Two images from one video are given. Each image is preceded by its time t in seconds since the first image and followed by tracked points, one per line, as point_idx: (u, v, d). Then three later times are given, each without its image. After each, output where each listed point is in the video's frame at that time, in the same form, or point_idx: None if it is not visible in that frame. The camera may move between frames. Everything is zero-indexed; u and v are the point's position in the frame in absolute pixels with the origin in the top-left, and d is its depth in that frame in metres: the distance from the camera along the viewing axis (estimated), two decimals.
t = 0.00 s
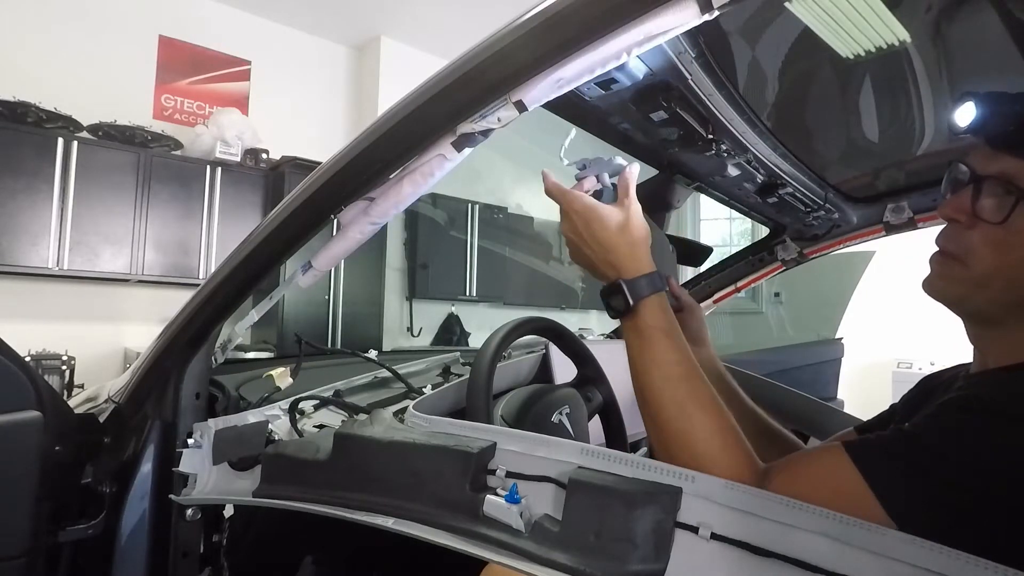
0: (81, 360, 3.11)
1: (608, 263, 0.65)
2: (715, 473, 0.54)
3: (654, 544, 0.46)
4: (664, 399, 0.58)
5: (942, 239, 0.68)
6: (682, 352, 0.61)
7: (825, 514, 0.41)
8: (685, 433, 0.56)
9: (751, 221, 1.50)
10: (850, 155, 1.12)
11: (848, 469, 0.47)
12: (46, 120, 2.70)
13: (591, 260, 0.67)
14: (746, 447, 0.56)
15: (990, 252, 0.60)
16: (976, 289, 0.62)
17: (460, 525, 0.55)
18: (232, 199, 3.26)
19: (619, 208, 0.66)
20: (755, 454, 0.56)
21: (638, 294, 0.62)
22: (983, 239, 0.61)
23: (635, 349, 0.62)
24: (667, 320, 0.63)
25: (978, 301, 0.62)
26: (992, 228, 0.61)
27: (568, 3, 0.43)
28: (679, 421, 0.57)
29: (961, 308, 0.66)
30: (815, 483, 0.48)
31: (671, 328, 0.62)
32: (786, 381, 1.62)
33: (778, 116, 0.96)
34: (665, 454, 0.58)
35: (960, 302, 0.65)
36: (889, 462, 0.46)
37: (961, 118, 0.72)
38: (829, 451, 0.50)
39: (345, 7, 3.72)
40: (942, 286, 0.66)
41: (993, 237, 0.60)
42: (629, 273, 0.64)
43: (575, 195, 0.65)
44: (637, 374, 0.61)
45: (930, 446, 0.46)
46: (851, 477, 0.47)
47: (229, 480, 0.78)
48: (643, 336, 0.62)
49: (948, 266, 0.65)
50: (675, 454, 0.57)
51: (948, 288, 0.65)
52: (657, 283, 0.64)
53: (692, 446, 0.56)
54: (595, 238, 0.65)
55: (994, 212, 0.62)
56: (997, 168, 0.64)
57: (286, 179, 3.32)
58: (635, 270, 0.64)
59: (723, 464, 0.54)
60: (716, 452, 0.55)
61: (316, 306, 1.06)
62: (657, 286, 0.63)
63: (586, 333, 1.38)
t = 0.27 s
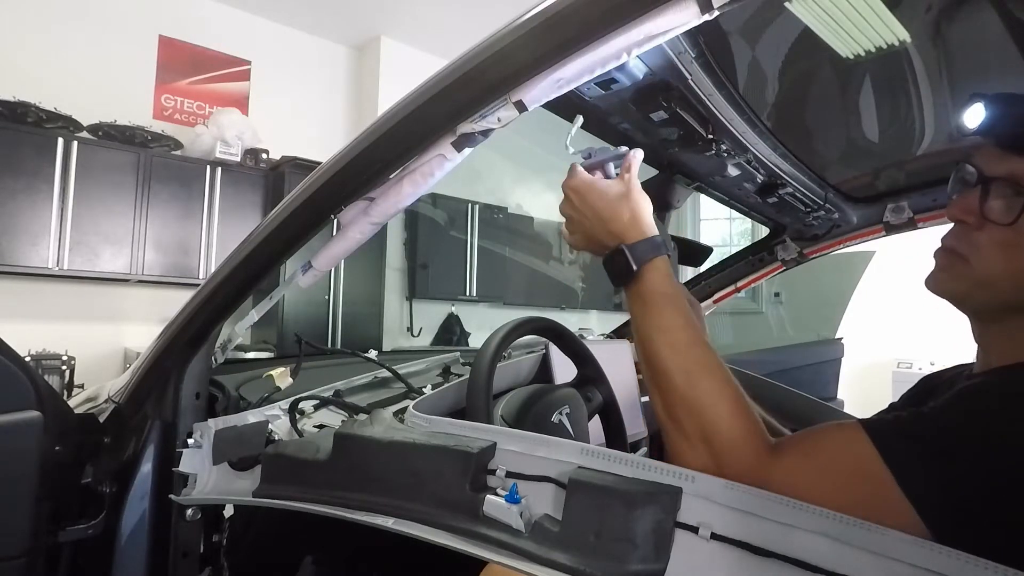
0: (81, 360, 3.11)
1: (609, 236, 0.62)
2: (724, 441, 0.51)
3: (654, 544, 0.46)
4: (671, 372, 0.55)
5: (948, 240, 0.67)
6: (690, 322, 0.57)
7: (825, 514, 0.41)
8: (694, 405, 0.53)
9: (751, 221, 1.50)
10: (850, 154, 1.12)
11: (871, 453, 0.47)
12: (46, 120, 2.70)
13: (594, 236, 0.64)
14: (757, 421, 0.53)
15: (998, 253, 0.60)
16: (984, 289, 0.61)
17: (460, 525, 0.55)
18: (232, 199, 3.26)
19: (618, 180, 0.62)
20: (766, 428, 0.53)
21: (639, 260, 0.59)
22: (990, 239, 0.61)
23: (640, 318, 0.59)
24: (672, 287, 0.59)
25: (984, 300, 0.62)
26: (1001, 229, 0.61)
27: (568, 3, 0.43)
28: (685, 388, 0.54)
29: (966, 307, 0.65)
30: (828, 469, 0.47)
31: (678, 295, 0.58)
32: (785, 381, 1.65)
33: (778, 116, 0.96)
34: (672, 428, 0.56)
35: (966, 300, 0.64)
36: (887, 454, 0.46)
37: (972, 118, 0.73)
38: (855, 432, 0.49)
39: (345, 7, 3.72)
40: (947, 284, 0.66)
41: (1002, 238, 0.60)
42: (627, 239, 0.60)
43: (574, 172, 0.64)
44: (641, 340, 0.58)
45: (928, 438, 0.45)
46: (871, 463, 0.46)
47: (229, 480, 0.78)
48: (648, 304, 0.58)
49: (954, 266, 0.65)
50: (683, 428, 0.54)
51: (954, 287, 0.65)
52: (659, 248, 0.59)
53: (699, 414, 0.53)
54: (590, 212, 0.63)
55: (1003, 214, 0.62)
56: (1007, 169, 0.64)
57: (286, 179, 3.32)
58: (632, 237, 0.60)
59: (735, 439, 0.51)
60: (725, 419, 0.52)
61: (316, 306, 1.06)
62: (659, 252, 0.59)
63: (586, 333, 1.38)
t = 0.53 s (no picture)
0: (81, 360, 3.11)
1: (604, 241, 0.61)
2: (726, 440, 0.51)
3: (654, 545, 0.46)
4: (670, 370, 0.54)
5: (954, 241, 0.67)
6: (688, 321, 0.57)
7: (826, 514, 0.41)
8: (695, 405, 0.53)
9: (751, 221, 1.50)
10: (850, 154, 1.12)
11: (879, 451, 0.46)
12: (46, 120, 2.70)
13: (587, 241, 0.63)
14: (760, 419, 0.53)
15: (1009, 254, 0.60)
16: (991, 291, 0.61)
17: (460, 525, 0.55)
18: (232, 199, 3.26)
19: (611, 182, 0.62)
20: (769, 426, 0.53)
21: (632, 261, 0.58)
22: (1000, 240, 0.61)
23: (637, 318, 0.58)
24: (666, 286, 0.59)
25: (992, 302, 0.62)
26: (1010, 230, 0.61)
27: (568, 3, 0.43)
28: (686, 387, 0.53)
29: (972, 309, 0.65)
30: (832, 465, 0.47)
31: (673, 294, 0.58)
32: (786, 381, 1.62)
33: (778, 116, 0.96)
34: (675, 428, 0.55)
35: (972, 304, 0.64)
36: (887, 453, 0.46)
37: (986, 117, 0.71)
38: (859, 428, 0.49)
39: (345, 7, 3.72)
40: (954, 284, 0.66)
41: (1012, 240, 0.60)
42: (620, 241, 0.60)
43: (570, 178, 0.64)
44: (639, 339, 0.58)
45: (928, 438, 0.46)
46: (877, 460, 0.46)
47: (229, 480, 0.78)
48: (645, 304, 0.58)
49: (962, 266, 0.65)
50: (686, 428, 0.54)
51: (961, 288, 0.65)
52: (653, 248, 0.59)
53: (700, 412, 0.52)
54: (582, 215, 0.62)
55: (1012, 214, 0.62)
56: (1010, 169, 0.63)
57: (286, 179, 3.32)
58: (625, 239, 0.60)
59: (738, 437, 0.51)
60: (727, 416, 0.52)
61: (316, 306, 1.06)
62: (652, 254, 0.59)
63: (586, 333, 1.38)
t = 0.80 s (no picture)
0: (81, 360, 3.11)
1: (604, 244, 0.61)
2: (726, 441, 0.51)
3: (654, 545, 0.46)
4: (670, 373, 0.54)
5: (952, 240, 0.67)
6: (688, 323, 0.57)
7: (825, 513, 0.41)
8: (696, 407, 0.52)
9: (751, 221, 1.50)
10: (850, 154, 1.12)
11: (877, 452, 0.46)
12: (46, 120, 2.70)
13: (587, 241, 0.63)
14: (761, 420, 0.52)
15: (1003, 254, 0.60)
16: (989, 290, 0.61)
17: (460, 525, 0.55)
18: (232, 199, 3.26)
19: (612, 184, 0.62)
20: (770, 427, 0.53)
21: (632, 263, 0.58)
22: (995, 240, 0.61)
23: (637, 320, 0.59)
24: (667, 288, 0.59)
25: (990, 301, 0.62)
26: (1005, 230, 0.61)
27: (568, 3, 0.43)
28: (686, 388, 0.53)
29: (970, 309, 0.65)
30: (832, 464, 0.47)
31: (672, 296, 0.58)
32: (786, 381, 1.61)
33: (778, 116, 0.96)
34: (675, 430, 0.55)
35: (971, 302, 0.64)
36: (885, 453, 0.46)
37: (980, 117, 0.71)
38: (858, 427, 0.49)
39: (345, 7, 3.72)
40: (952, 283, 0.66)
41: (1007, 239, 0.60)
42: (621, 243, 0.60)
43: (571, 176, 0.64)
44: (640, 341, 0.58)
45: (926, 437, 0.45)
46: (875, 460, 0.46)
47: (228, 480, 0.78)
48: (645, 305, 0.58)
49: (958, 267, 0.65)
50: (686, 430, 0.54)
51: (958, 289, 0.65)
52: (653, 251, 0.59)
53: (700, 414, 0.52)
54: (583, 216, 0.62)
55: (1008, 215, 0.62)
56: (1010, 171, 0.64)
57: (286, 179, 3.32)
58: (627, 242, 0.59)
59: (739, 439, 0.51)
60: (727, 416, 0.52)
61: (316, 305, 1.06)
62: (652, 256, 0.59)
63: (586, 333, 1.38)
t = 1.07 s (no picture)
0: (81, 360, 3.11)
1: (605, 244, 0.61)
2: (726, 442, 0.51)
3: (654, 545, 0.46)
4: (671, 374, 0.54)
5: (952, 240, 0.67)
6: (688, 323, 0.57)
7: (826, 513, 0.41)
8: (695, 408, 0.53)
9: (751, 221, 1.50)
10: (850, 154, 1.12)
11: (876, 453, 0.46)
12: (46, 120, 2.70)
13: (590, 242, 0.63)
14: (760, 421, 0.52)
15: (1001, 255, 0.60)
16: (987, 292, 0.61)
17: (460, 525, 0.55)
18: (232, 199, 3.26)
19: (615, 184, 0.61)
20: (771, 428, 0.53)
21: (634, 264, 0.58)
22: (994, 241, 0.61)
23: (637, 320, 0.59)
24: (668, 288, 0.59)
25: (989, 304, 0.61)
26: (1003, 232, 0.61)
27: (568, 3, 0.43)
28: (686, 389, 0.53)
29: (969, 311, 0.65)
30: (831, 465, 0.47)
31: (673, 297, 0.58)
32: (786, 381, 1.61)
33: (778, 116, 0.96)
34: (675, 431, 0.55)
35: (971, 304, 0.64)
36: (885, 453, 0.46)
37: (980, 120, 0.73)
38: (858, 427, 0.49)
39: (345, 7, 3.72)
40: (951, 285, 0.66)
41: (1005, 240, 0.60)
42: (624, 244, 0.60)
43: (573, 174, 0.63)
44: (640, 341, 0.58)
45: (926, 437, 0.45)
46: (874, 461, 0.46)
47: (228, 480, 0.78)
48: (645, 306, 0.58)
49: (956, 268, 0.65)
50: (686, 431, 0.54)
51: (957, 291, 0.65)
52: (654, 252, 0.59)
53: (700, 414, 0.52)
54: (586, 216, 0.62)
55: (1005, 216, 0.62)
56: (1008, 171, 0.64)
57: (286, 179, 3.32)
58: (629, 242, 0.59)
59: (738, 440, 0.51)
60: (726, 416, 0.52)
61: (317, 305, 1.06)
62: (654, 256, 0.59)
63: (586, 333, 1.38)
